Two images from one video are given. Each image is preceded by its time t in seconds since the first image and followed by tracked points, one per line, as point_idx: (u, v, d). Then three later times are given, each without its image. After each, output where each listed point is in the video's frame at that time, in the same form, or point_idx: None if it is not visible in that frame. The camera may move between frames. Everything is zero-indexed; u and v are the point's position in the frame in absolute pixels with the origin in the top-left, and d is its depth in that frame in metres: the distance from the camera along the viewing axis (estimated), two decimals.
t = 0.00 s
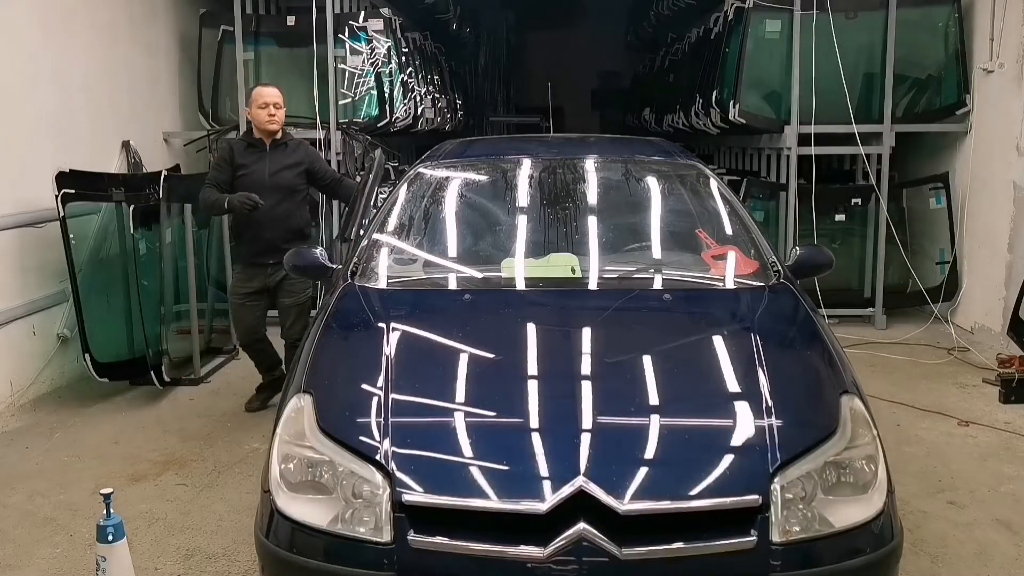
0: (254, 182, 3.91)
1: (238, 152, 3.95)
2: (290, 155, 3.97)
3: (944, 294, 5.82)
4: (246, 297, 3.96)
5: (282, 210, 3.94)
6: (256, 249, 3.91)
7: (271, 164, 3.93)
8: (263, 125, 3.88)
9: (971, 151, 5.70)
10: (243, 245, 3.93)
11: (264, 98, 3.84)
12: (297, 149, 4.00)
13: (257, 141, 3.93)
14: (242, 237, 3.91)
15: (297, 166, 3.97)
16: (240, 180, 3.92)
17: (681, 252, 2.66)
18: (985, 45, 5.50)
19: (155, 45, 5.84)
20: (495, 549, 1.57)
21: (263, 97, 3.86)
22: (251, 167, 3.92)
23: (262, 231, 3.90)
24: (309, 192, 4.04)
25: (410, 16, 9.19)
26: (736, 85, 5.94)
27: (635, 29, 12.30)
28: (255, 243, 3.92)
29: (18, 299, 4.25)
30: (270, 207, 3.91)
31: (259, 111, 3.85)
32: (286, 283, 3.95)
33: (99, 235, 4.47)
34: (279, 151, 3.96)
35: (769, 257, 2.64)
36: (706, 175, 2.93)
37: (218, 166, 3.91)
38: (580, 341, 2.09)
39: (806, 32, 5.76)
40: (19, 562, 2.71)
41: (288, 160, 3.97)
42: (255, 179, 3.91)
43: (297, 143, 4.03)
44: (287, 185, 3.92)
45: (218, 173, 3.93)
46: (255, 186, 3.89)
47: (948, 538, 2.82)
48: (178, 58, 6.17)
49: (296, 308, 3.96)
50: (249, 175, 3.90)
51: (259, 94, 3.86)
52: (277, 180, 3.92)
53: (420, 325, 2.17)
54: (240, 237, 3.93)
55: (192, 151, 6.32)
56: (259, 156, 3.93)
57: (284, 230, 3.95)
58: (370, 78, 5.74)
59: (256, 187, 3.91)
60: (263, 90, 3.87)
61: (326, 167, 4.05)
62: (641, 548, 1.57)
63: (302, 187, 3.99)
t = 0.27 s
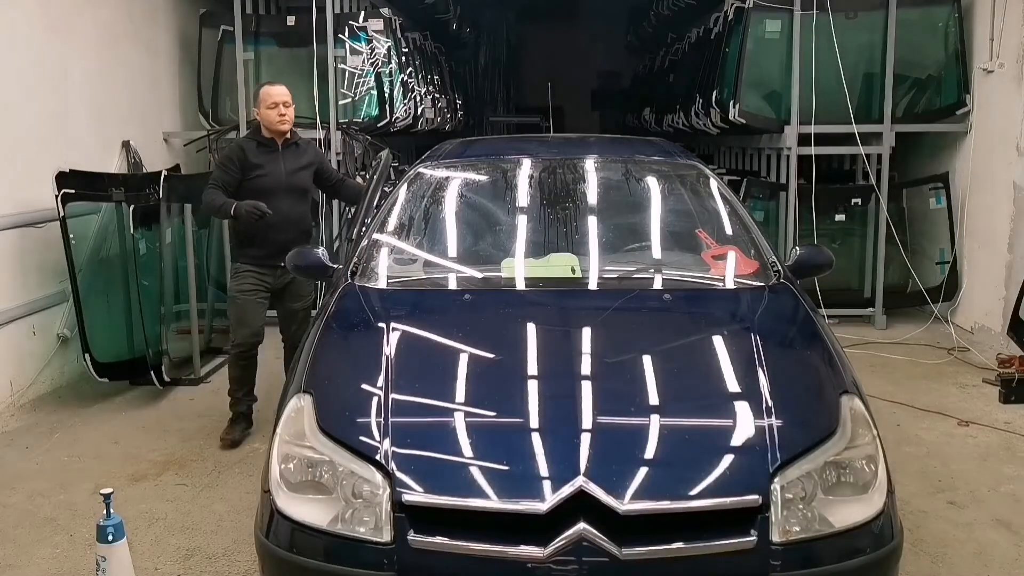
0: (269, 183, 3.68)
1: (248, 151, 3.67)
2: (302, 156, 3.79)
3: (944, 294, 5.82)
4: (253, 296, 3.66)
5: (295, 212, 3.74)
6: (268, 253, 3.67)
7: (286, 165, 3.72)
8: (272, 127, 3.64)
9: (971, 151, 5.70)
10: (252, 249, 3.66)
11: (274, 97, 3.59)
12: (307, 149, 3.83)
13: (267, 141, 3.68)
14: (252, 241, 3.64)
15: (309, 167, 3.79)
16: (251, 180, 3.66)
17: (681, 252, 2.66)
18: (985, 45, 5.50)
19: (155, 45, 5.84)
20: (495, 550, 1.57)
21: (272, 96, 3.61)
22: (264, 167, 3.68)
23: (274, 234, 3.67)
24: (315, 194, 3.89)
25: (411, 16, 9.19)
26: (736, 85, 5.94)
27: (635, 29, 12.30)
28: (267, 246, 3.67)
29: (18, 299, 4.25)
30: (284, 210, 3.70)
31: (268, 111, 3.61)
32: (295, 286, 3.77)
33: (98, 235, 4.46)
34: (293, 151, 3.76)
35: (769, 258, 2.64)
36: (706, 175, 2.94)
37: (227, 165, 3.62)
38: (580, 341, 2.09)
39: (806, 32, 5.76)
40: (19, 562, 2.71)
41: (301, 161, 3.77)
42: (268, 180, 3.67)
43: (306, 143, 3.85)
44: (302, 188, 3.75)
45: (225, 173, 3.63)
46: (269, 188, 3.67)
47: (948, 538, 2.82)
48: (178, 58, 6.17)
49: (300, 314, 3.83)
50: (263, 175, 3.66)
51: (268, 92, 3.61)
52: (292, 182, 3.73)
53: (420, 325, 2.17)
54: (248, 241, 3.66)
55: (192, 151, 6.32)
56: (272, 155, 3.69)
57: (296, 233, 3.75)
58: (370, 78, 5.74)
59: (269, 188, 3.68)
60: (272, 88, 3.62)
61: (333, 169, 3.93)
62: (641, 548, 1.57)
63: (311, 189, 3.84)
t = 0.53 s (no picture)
0: (270, 197, 3.45)
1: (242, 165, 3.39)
2: (298, 164, 3.58)
3: (944, 294, 5.82)
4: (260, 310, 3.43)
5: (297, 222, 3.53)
6: (274, 268, 3.45)
7: (285, 174, 3.50)
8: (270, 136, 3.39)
9: (971, 151, 5.70)
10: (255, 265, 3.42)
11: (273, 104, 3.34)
12: (300, 156, 3.62)
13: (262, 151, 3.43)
14: (258, 258, 3.41)
15: (305, 175, 3.59)
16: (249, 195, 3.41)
17: (681, 252, 2.66)
18: (985, 45, 5.50)
19: (155, 45, 5.84)
20: (495, 550, 1.57)
21: (269, 104, 3.35)
22: (261, 179, 3.44)
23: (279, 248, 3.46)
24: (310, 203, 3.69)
25: (411, 16, 9.19)
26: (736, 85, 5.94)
27: (634, 29, 12.30)
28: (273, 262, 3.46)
29: (18, 299, 4.25)
30: (287, 223, 3.48)
31: (266, 120, 3.35)
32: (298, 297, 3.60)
33: (99, 235, 4.46)
34: (289, 160, 3.55)
35: (769, 258, 2.64)
36: (706, 175, 2.94)
37: (221, 182, 3.35)
38: (580, 341, 2.09)
39: (806, 32, 5.76)
40: (19, 562, 2.71)
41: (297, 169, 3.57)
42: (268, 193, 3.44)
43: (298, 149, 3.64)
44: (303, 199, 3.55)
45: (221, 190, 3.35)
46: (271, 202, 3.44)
47: (948, 538, 2.82)
48: (178, 58, 6.17)
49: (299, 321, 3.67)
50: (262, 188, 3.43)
51: (264, 99, 3.34)
52: (292, 192, 3.52)
53: (420, 325, 2.17)
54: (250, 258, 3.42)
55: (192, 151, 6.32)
56: (269, 166, 3.45)
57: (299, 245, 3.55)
58: (370, 78, 5.74)
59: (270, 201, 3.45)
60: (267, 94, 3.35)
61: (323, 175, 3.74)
62: (641, 548, 1.57)
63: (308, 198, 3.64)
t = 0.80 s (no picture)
0: (256, 196, 3.31)
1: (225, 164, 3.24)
2: (281, 159, 3.45)
3: (944, 294, 5.82)
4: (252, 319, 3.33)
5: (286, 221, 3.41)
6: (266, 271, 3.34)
7: (269, 171, 3.37)
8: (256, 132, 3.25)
9: (971, 151, 5.70)
10: (247, 270, 3.31)
11: (257, 98, 3.22)
12: (284, 151, 3.48)
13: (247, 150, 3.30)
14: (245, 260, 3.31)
15: (289, 171, 3.46)
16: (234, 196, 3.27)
17: (680, 252, 2.66)
18: (985, 45, 5.50)
19: (155, 45, 5.84)
20: (495, 549, 1.57)
21: (253, 98, 3.22)
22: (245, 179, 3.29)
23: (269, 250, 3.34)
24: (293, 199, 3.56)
25: (411, 16, 9.18)
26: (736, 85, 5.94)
27: (635, 29, 12.30)
28: (264, 265, 3.34)
29: (18, 299, 4.25)
30: (275, 222, 3.37)
31: (253, 117, 3.22)
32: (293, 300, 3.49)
33: (99, 234, 4.46)
34: (272, 156, 3.41)
35: (769, 257, 2.64)
36: (706, 175, 2.94)
37: (205, 184, 3.19)
38: (580, 341, 2.09)
39: (806, 32, 5.76)
40: (19, 562, 2.71)
41: (281, 165, 3.44)
42: (254, 193, 3.31)
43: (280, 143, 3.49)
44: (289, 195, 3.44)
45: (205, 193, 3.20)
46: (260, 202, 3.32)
47: (948, 538, 2.81)
48: (178, 58, 6.17)
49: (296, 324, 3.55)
50: (247, 188, 3.28)
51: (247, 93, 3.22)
52: (279, 189, 3.39)
53: (420, 325, 2.17)
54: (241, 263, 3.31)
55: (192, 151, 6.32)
56: (253, 164, 3.31)
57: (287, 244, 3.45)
58: (370, 78, 5.74)
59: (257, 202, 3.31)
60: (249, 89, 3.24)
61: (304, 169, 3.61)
62: (642, 548, 1.57)
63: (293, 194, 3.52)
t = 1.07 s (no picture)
0: (247, 198, 3.12)
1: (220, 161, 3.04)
2: (278, 163, 3.26)
3: (944, 294, 5.82)
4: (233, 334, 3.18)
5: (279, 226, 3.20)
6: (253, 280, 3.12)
7: (265, 174, 3.18)
8: (255, 132, 3.06)
9: (971, 151, 5.70)
10: (234, 276, 3.10)
11: (259, 97, 3.04)
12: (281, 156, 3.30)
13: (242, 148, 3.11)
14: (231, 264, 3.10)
15: (286, 176, 3.28)
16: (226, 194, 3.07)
17: (680, 252, 2.66)
18: (985, 45, 5.50)
19: (155, 45, 5.84)
20: (495, 550, 1.57)
21: (254, 96, 3.04)
22: (239, 179, 3.11)
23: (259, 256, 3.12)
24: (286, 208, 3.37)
25: (411, 16, 9.18)
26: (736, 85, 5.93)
27: (635, 29, 12.30)
28: (253, 271, 3.12)
29: (18, 299, 4.25)
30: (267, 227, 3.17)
31: (253, 114, 3.04)
32: (278, 312, 3.17)
33: (99, 234, 4.46)
34: (269, 159, 3.23)
35: (769, 257, 2.64)
36: (706, 175, 2.94)
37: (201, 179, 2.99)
38: (580, 341, 2.09)
39: (806, 32, 5.76)
40: (19, 562, 2.71)
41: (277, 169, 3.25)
42: (247, 193, 3.11)
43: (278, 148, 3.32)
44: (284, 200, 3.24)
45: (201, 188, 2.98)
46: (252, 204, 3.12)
47: (948, 538, 2.82)
48: (178, 58, 6.17)
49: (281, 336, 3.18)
50: (239, 187, 3.10)
51: (249, 90, 3.03)
52: (273, 194, 3.20)
53: (420, 325, 2.18)
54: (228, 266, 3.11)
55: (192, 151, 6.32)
56: (247, 164, 3.13)
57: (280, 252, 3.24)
58: (370, 78, 5.73)
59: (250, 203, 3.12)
60: (250, 85, 3.05)
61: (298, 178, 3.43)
62: (641, 548, 1.57)
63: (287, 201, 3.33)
